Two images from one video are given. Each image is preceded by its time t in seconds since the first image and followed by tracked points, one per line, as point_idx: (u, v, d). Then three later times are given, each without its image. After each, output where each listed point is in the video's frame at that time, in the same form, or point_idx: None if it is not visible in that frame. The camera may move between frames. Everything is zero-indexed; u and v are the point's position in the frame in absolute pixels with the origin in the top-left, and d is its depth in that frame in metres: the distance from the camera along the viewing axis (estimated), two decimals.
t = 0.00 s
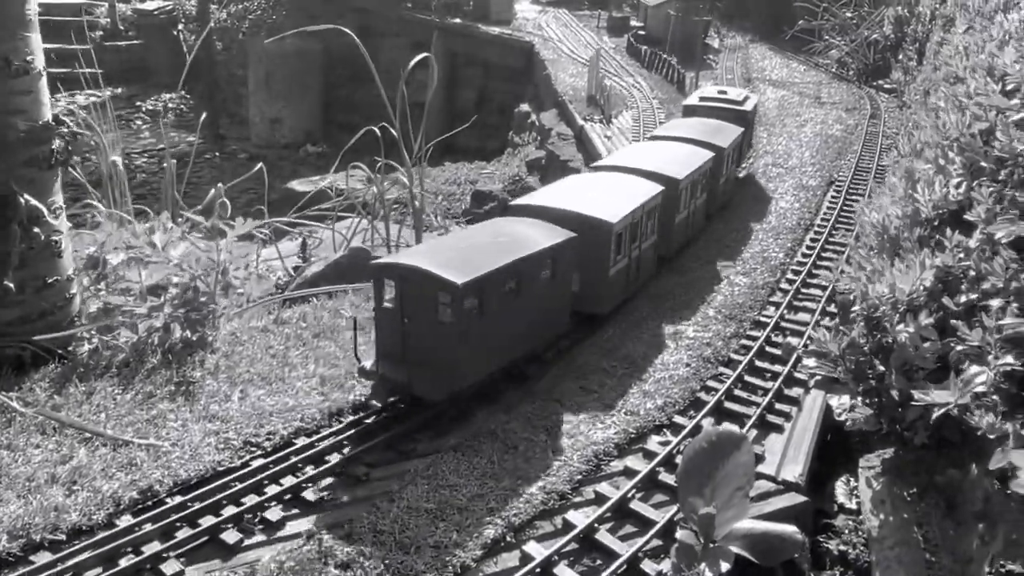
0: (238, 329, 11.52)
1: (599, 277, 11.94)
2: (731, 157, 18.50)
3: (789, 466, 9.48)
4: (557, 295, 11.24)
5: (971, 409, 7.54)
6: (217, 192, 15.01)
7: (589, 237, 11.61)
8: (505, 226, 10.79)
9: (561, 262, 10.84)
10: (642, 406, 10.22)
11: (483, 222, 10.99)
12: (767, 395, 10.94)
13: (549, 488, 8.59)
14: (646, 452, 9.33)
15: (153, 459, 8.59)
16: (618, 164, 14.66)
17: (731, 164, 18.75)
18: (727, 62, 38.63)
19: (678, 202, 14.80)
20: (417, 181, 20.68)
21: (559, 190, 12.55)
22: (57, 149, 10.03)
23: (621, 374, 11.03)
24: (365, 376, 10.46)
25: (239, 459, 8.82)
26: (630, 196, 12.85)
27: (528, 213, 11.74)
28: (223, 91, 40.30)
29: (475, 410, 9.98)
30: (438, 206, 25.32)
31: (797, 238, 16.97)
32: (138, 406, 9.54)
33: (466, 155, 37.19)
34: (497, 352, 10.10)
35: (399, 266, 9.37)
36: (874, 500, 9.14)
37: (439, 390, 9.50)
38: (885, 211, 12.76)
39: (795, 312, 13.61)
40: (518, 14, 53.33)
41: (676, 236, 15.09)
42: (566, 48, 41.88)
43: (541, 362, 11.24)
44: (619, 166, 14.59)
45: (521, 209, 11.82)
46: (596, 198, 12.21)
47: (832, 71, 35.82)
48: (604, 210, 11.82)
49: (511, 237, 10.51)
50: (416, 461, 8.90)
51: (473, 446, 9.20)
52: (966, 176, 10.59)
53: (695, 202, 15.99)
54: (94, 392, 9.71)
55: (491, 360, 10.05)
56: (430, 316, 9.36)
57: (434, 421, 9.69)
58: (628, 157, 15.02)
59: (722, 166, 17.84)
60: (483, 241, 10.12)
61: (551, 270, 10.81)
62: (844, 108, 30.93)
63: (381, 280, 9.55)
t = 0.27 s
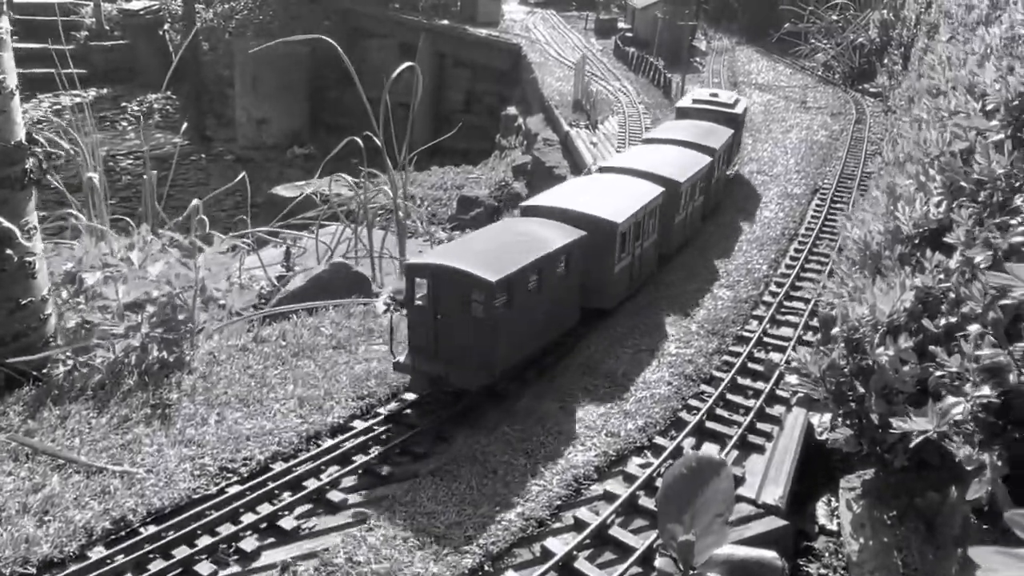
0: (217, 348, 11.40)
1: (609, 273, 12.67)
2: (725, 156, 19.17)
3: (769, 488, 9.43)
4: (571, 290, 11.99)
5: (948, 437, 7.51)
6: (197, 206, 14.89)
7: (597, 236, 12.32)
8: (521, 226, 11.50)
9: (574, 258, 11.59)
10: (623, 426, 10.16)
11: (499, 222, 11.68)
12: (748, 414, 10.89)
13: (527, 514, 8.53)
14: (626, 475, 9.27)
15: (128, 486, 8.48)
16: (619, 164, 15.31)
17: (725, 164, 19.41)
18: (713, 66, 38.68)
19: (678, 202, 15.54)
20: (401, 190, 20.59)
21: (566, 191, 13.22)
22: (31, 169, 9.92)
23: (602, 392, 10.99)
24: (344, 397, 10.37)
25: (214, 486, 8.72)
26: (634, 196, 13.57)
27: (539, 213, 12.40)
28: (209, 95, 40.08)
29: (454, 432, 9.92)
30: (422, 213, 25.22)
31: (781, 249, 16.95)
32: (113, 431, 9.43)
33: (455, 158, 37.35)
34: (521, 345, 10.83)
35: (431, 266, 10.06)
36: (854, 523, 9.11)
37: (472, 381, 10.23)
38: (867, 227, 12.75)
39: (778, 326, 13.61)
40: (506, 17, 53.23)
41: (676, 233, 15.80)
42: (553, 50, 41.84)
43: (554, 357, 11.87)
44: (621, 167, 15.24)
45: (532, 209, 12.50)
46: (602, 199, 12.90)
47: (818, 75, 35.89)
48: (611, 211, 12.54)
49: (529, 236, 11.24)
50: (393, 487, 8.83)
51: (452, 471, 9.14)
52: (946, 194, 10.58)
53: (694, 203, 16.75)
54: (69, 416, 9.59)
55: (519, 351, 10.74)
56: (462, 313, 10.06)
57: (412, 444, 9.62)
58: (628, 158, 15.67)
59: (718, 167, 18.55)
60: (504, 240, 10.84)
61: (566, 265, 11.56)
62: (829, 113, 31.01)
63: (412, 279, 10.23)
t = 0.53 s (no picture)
0: (201, 377, 11.32)
1: (620, 279, 13.73)
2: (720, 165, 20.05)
3: (755, 522, 9.43)
4: (586, 295, 13.06)
5: (932, 480, 7.52)
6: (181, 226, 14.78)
7: (607, 244, 13.35)
8: (540, 236, 12.60)
9: (588, 267, 12.66)
10: (609, 458, 10.14)
11: (520, 233, 12.79)
12: (735, 444, 10.89)
13: (513, 553, 8.50)
14: (612, 510, 9.26)
15: (109, 527, 8.41)
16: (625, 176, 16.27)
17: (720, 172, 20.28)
18: (701, 73, 38.75)
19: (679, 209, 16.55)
20: (388, 204, 20.52)
21: (577, 201, 14.28)
22: (12, 200, 9.82)
23: (589, 421, 10.98)
24: (329, 429, 10.32)
25: (197, 525, 8.67)
26: (640, 206, 14.60)
27: (554, 223, 13.49)
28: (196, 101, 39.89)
29: (440, 465, 9.88)
30: (409, 224, 25.14)
31: (768, 267, 16.98)
32: (96, 467, 9.35)
33: (444, 164, 37.54)
34: (544, 348, 11.85)
35: (465, 276, 11.16)
36: (839, 558, 9.11)
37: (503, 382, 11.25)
38: (852, 252, 12.76)
39: (764, 350, 13.62)
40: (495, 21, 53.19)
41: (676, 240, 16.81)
42: (542, 57, 41.83)
43: (569, 359, 12.73)
44: (627, 178, 16.25)
45: (547, 219, 13.58)
46: (611, 209, 13.95)
47: (806, 83, 35.95)
48: (619, 220, 13.59)
49: (549, 247, 12.33)
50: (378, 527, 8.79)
51: (437, 508, 9.10)
52: (930, 224, 10.59)
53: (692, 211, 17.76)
54: (51, 452, 9.51)
55: (542, 355, 11.80)
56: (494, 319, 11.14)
57: (397, 478, 9.58)
58: (630, 170, 16.58)
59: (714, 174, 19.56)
60: (528, 251, 11.94)
61: (581, 274, 12.62)
62: (816, 122, 31.13)
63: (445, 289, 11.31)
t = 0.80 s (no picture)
0: (186, 408, 11.22)
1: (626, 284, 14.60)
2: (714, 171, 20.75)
3: (743, 558, 9.40)
4: (596, 302, 13.89)
5: (917, 525, 7.51)
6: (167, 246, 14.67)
7: (613, 253, 14.23)
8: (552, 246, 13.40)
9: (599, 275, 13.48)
10: (597, 492, 10.10)
11: (532, 243, 13.55)
12: (723, 475, 10.86)
13: None
14: (600, 548, 9.23)
15: (92, 569, 8.34)
16: (626, 185, 16.95)
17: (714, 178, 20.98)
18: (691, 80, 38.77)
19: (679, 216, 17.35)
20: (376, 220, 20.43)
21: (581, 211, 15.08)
22: None
23: (577, 453, 10.95)
24: (315, 462, 10.25)
25: (181, 567, 8.61)
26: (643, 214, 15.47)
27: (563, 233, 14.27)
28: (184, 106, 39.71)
29: (427, 501, 9.84)
30: (398, 237, 25.08)
31: (757, 288, 16.94)
32: (78, 506, 9.27)
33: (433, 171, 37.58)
34: (562, 351, 12.67)
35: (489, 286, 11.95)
36: None
37: (527, 384, 12.01)
38: (841, 277, 12.72)
39: (752, 375, 13.63)
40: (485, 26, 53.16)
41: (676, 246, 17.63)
42: (532, 63, 41.80)
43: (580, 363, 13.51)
44: (630, 186, 16.99)
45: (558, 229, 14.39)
46: (615, 217, 14.81)
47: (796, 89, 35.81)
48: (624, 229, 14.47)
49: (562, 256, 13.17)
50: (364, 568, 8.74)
51: (423, 547, 9.05)
52: (919, 255, 10.55)
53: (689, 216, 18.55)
54: (34, 489, 9.43)
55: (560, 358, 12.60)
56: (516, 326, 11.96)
57: (383, 515, 9.53)
58: (630, 178, 17.32)
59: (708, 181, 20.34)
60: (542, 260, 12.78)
61: (592, 281, 13.45)
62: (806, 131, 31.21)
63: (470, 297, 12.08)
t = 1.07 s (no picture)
0: (173, 443, 11.12)
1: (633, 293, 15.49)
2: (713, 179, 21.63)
3: None
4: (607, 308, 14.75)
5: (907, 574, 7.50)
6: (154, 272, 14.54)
7: (621, 262, 15.11)
8: (563, 258, 14.24)
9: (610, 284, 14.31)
10: (588, 530, 10.07)
11: (543, 256, 14.40)
12: (714, 510, 10.82)
13: None
14: None
15: None
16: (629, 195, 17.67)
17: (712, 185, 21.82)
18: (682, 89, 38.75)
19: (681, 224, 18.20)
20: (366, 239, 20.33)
21: (587, 222, 15.92)
22: None
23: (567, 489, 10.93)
24: (303, 500, 10.17)
25: None
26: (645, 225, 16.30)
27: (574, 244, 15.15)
28: (174, 116, 39.53)
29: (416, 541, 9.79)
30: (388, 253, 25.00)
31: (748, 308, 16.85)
32: (63, 548, 9.17)
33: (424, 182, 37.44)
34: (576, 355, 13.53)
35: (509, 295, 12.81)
36: None
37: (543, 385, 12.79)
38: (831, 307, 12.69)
39: (743, 403, 13.59)
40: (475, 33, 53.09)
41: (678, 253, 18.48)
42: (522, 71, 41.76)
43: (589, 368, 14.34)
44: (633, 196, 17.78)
45: (568, 239, 15.27)
46: (618, 228, 15.66)
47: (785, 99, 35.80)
48: (628, 241, 15.35)
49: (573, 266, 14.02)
50: None
51: None
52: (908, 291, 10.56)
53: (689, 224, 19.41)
54: (18, 531, 9.32)
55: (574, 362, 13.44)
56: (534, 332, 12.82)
57: (371, 556, 9.47)
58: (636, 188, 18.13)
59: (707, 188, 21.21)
60: (556, 270, 13.65)
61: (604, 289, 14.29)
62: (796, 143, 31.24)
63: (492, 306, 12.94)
